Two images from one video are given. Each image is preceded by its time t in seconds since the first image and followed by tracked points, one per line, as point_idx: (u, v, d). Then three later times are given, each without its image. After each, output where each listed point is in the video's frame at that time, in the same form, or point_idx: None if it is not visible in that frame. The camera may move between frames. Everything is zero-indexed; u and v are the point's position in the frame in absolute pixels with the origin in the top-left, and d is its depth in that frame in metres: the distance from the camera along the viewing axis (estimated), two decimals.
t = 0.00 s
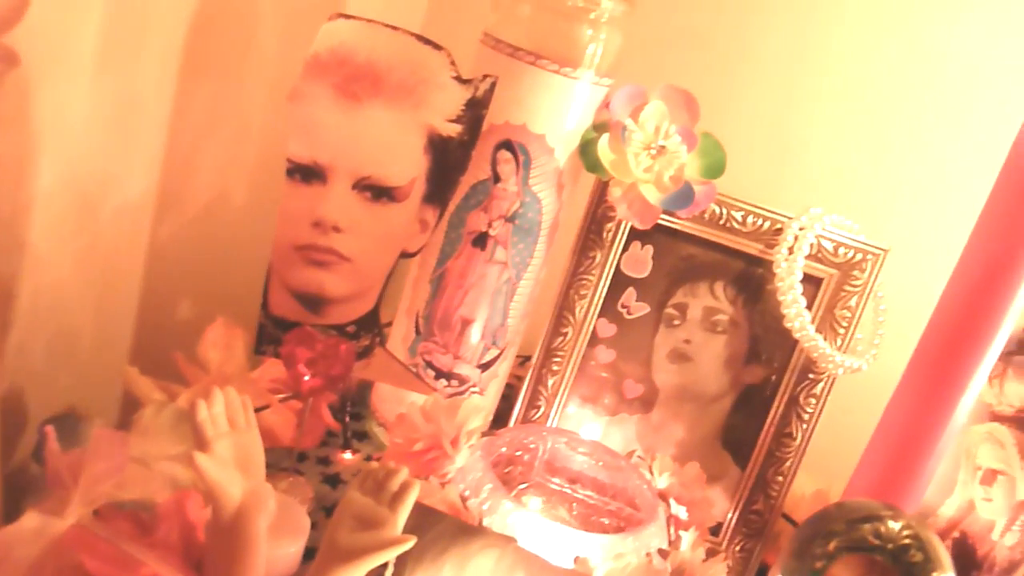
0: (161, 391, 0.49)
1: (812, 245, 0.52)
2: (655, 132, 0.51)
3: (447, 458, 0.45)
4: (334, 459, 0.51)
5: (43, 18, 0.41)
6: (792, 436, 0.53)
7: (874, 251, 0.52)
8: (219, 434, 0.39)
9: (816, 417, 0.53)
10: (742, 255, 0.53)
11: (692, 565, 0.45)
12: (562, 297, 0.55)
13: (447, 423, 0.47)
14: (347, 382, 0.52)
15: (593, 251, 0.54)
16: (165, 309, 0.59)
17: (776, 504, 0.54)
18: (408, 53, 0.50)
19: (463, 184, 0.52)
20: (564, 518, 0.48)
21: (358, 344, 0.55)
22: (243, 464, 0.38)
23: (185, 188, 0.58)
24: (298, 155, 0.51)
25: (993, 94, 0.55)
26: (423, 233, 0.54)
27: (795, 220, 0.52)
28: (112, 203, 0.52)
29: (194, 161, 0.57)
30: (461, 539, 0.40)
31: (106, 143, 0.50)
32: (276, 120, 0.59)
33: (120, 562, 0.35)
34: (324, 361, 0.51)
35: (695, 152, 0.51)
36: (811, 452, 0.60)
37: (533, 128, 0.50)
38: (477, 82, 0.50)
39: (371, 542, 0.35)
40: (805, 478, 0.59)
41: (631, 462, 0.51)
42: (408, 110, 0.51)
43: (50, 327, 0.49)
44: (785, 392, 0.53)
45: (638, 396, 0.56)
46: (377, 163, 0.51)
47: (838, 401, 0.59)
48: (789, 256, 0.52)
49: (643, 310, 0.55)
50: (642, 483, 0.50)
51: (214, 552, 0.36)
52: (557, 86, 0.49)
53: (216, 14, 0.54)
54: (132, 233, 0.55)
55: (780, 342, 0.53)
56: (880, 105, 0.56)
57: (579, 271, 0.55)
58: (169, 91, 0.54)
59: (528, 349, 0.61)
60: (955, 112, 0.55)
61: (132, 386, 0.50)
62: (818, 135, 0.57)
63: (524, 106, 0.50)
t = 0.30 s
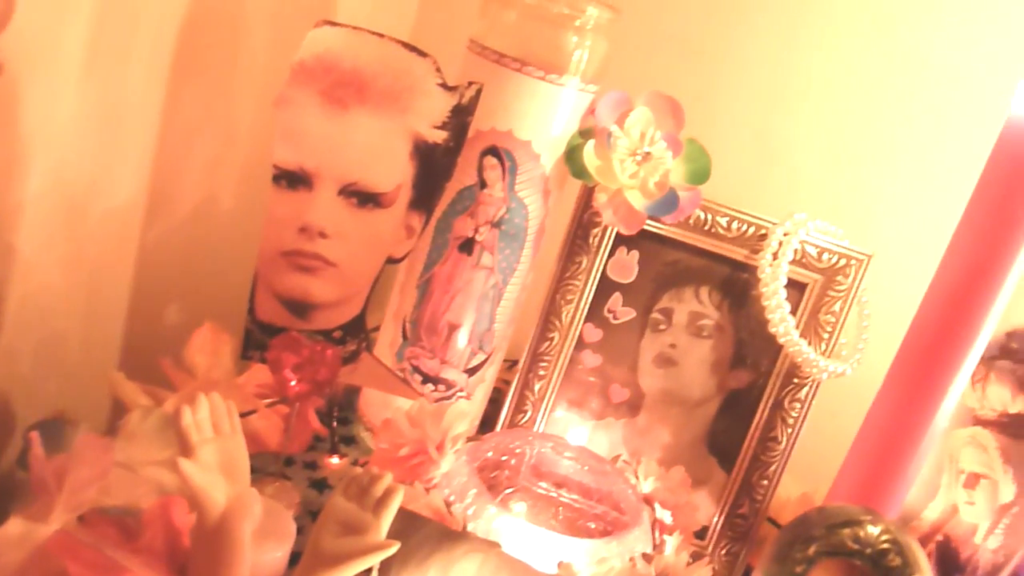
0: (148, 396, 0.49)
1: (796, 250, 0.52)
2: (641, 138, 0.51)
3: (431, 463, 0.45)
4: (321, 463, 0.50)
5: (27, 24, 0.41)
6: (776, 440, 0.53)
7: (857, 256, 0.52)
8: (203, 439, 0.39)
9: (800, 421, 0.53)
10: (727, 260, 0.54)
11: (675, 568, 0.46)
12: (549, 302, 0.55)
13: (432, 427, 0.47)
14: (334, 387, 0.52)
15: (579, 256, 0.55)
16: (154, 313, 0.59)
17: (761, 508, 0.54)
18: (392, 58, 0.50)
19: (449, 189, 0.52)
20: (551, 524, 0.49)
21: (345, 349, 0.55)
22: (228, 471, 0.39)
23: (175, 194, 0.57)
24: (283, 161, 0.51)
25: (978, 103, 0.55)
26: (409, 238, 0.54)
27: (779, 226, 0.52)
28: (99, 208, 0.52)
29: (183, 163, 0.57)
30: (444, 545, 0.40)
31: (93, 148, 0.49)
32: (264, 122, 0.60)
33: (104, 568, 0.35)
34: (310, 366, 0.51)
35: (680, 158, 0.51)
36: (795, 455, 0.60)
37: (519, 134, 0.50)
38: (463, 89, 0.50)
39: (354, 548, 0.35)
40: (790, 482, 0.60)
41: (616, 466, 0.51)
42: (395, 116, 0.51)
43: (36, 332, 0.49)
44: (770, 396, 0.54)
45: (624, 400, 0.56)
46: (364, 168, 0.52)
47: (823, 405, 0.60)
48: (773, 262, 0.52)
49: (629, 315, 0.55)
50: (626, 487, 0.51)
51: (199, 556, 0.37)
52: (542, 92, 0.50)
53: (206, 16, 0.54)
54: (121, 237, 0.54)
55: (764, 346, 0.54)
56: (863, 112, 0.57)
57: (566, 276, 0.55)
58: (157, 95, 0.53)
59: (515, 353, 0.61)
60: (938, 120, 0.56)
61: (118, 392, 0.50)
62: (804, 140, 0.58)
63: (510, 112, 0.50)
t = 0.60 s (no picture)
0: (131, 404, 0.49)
1: (776, 259, 0.53)
2: (622, 147, 0.52)
3: (414, 471, 0.46)
4: (304, 470, 0.50)
5: (12, 29, 0.41)
6: (758, 448, 0.54)
7: (837, 265, 0.52)
8: (184, 448, 0.40)
9: (781, 429, 0.54)
10: (709, 269, 0.54)
11: None
12: (532, 310, 0.56)
13: (414, 436, 0.47)
14: (317, 394, 0.52)
15: (561, 265, 0.55)
16: (138, 319, 0.59)
17: (743, 515, 0.54)
18: (375, 69, 0.51)
19: (433, 198, 0.53)
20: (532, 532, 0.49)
21: (328, 357, 0.56)
22: (208, 482, 0.39)
23: (159, 200, 0.57)
24: (266, 169, 0.51)
25: (957, 117, 0.56)
26: (392, 247, 0.55)
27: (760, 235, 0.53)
28: (81, 212, 0.51)
29: (168, 170, 0.57)
30: (424, 552, 0.40)
31: (76, 155, 0.49)
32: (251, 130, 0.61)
33: None
34: (292, 374, 0.51)
35: (661, 168, 0.52)
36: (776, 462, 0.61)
37: (502, 143, 0.50)
38: (445, 99, 0.51)
39: (334, 556, 0.36)
40: (771, 488, 0.60)
41: (598, 474, 0.51)
42: (377, 126, 0.52)
43: (19, 339, 0.49)
44: (751, 404, 0.54)
45: (607, 407, 0.56)
46: (347, 178, 0.52)
47: (803, 411, 0.60)
48: (754, 271, 0.53)
49: (612, 323, 0.55)
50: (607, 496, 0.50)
51: (180, 566, 0.37)
52: (525, 102, 0.50)
53: (193, 20, 0.54)
54: (105, 243, 0.54)
55: (745, 354, 0.54)
56: (847, 119, 0.57)
57: (549, 284, 0.55)
58: (141, 100, 0.52)
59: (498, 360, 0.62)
60: (918, 131, 0.57)
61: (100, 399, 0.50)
62: (787, 149, 0.58)
63: (493, 121, 0.50)
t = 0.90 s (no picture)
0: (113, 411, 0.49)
1: (756, 266, 0.53)
2: (604, 155, 0.52)
3: (393, 478, 0.47)
4: (288, 477, 0.50)
5: None
6: (739, 453, 0.54)
7: (816, 271, 0.53)
8: (164, 455, 0.40)
9: (761, 433, 0.54)
10: (689, 275, 0.55)
11: None
12: (514, 316, 0.56)
13: (396, 442, 0.48)
14: (301, 399, 0.53)
15: (544, 271, 0.55)
16: (123, 326, 0.59)
17: (724, 519, 0.55)
18: (357, 78, 0.51)
19: (415, 204, 0.53)
20: (513, 538, 0.50)
21: (309, 364, 0.56)
22: (188, 487, 0.39)
23: (144, 207, 0.57)
24: (248, 177, 0.51)
25: (936, 129, 0.57)
26: (373, 254, 0.55)
27: (740, 242, 0.53)
28: (65, 221, 0.51)
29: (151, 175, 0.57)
30: (404, 558, 0.40)
31: (59, 163, 0.48)
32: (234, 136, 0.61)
33: None
34: (275, 382, 0.52)
35: (642, 175, 0.52)
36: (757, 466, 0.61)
37: (484, 151, 0.51)
38: (425, 108, 0.52)
39: (312, 563, 0.36)
40: (752, 492, 0.60)
41: (578, 479, 0.51)
42: (358, 135, 0.52)
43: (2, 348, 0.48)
44: (731, 410, 0.55)
45: (589, 412, 0.56)
46: (329, 186, 0.52)
47: (784, 414, 0.61)
48: (734, 277, 0.53)
49: (594, 329, 0.56)
50: (588, 502, 0.51)
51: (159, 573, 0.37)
52: (506, 111, 0.50)
53: (178, 27, 0.53)
54: (89, 250, 0.54)
55: (725, 359, 0.55)
56: (832, 123, 0.58)
57: (531, 290, 0.56)
58: (125, 108, 0.52)
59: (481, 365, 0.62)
60: (905, 135, 0.57)
61: (83, 407, 0.49)
62: (771, 154, 0.59)
63: (474, 130, 0.50)
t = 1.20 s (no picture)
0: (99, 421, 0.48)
1: (739, 275, 0.54)
2: (588, 165, 0.53)
3: (378, 488, 0.47)
4: (273, 485, 0.50)
5: None
6: (722, 461, 0.55)
7: (799, 280, 0.54)
8: (147, 466, 0.40)
9: (745, 442, 0.55)
10: (673, 284, 0.55)
11: None
12: (499, 325, 0.56)
13: (380, 452, 0.48)
14: (286, 408, 0.53)
15: (529, 281, 0.56)
16: (110, 334, 0.59)
17: (708, 527, 0.55)
18: (341, 89, 0.52)
19: (401, 214, 0.53)
20: (499, 546, 0.50)
21: (295, 373, 0.56)
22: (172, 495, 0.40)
23: (132, 215, 0.57)
24: (236, 187, 0.51)
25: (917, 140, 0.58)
26: (358, 265, 0.55)
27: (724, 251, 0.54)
28: (52, 227, 0.50)
29: (137, 183, 0.56)
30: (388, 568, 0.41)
31: (47, 169, 0.48)
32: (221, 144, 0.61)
33: None
34: (260, 391, 0.52)
35: (626, 186, 0.53)
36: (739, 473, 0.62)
37: (469, 161, 0.51)
38: (410, 118, 0.52)
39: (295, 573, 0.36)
40: (736, 500, 0.61)
41: (561, 488, 0.52)
42: (343, 146, 0.53)
43: None
44: (715, 418, 0.55)
45: (574, 421, 0.57)
46: (312, 196, 0.52)
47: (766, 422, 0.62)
48: (717, 286, 0.54)
49: (579, 337, 0.56)
50: (571, 511, 0.51)
51: None
52: (491, 121, 0.51)
53: (165, 35, 0.53)
54: (75, 257, 0.53)
55: (708, 368, 0.55)
56: (819, 134, 0.59)
57: (516, 299, 0.56)
58: (112, 114, 0.51)
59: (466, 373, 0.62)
60: (888, 146, 0.58)
61: (68, 417, 0.49)
62: (756, 165, 0.60)
63: (460, 140, 0.51)
